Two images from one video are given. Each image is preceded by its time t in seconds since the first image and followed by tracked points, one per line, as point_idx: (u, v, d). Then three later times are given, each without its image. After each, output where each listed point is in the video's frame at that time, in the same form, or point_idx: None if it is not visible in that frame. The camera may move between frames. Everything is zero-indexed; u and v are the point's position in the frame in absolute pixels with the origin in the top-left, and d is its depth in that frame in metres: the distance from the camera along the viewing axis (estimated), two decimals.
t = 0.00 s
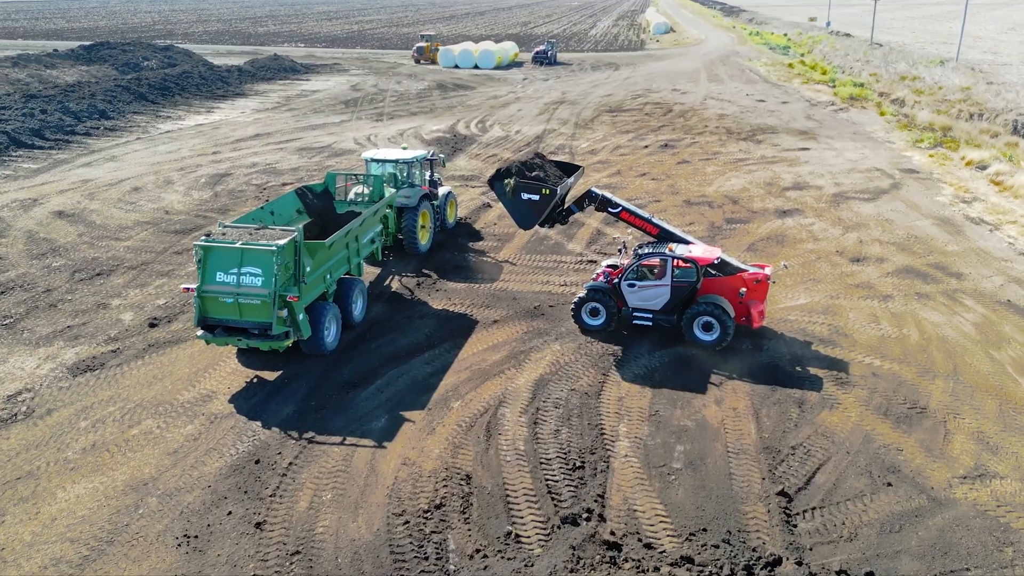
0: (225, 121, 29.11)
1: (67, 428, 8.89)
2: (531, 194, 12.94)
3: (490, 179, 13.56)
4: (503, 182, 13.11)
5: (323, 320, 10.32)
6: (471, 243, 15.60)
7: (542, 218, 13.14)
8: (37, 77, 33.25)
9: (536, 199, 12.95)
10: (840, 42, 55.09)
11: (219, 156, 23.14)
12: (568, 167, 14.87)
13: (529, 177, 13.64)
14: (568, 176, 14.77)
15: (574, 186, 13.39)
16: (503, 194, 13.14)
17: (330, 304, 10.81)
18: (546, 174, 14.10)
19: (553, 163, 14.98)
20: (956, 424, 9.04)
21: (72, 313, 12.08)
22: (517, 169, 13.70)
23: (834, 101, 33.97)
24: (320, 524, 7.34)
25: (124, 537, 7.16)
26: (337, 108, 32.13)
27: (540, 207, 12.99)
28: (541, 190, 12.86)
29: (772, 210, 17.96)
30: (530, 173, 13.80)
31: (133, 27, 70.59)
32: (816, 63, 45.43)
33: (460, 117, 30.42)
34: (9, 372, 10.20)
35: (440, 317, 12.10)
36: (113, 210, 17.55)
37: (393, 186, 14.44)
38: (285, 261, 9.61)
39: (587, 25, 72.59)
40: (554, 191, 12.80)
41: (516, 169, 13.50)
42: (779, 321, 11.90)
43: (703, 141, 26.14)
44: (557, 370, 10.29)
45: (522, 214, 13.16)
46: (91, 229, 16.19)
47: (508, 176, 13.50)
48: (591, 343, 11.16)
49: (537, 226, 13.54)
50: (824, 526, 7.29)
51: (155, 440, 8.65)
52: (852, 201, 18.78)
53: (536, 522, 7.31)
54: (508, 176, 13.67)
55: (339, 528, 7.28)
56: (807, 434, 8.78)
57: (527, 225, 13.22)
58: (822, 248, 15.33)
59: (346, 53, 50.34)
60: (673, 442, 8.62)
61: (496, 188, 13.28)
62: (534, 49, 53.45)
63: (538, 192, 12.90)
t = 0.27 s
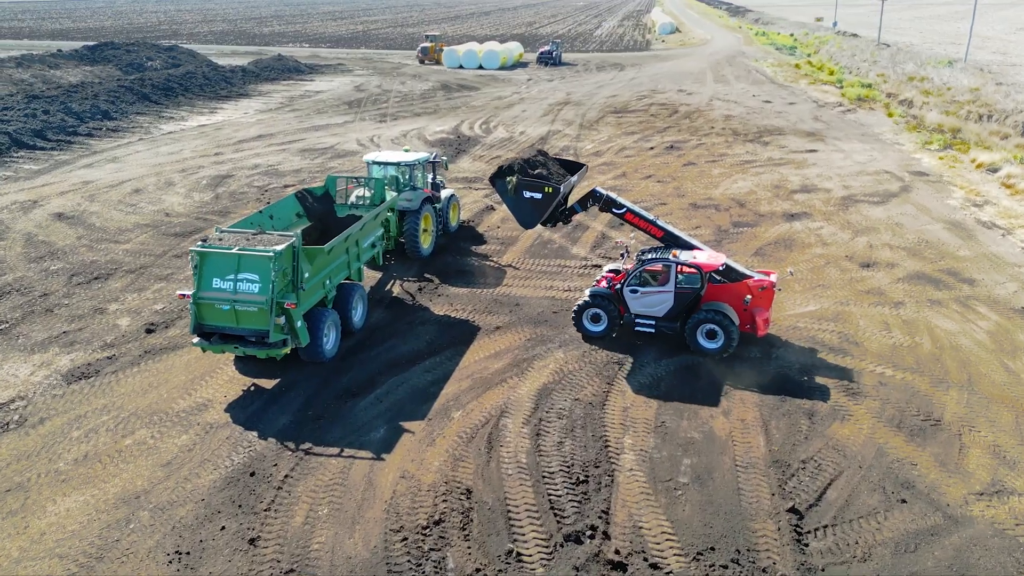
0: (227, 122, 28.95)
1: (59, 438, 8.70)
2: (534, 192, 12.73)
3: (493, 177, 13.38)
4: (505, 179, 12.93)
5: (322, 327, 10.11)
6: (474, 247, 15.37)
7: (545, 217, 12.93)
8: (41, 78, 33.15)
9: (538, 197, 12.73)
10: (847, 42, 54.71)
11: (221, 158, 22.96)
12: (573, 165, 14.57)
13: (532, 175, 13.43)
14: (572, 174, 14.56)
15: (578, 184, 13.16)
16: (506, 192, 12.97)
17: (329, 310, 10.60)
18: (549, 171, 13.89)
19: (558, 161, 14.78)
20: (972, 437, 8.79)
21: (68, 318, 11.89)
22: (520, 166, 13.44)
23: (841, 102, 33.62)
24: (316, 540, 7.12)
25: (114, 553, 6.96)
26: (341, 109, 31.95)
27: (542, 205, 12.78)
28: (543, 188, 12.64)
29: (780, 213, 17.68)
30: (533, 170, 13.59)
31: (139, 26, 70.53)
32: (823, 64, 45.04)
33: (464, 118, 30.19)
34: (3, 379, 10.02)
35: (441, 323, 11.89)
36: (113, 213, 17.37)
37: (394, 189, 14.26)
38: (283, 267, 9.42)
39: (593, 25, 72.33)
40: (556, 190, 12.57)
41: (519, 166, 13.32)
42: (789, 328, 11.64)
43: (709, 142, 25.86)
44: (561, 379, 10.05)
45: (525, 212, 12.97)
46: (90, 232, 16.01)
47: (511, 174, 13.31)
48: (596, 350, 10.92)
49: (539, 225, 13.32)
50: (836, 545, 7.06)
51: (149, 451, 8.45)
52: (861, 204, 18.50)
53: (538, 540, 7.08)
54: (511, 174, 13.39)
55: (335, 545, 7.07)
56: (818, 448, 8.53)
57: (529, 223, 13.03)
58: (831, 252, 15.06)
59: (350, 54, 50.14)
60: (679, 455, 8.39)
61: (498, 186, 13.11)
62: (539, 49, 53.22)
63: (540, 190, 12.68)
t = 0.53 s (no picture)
0: (231, 122, 28.80)
1: (51, 448, 8.52)
2: (534, 193, 12.46)
3: (493, 177, 13.13)
4: (505, 180, 12.66)
5: (321, 334, 9.90)
6: (477, 250, 15.16)
7: (545, 218, 12.64)
8: (45, 78, 33.08)
9: (538, 198, 12.45)
10: (855, 43, 54.29)
11: (223, 159, 22.82)
12: (574, 165, 14.44)
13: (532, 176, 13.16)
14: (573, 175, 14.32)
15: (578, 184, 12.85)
16: (506, 193, 12.71)
17: (328, 316, 10.40)
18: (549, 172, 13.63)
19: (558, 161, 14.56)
20: (988, 451, 8.53)
21: (65, 323, 11.73)
22: (519, 167, 13.35)
23: (849, 103, 33.28)
24: (311, 558, 6.91)
25: (103, 570, 6.76)
26: (344, 109, 31.77)
27: (542, 207, 12.51)
28: (544, 189, 12.35)
29: (788, 217, 17.41)
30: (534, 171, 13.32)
31: (144, 26, 70.57)
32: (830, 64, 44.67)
33: (468, 120, 29.97)
34: None
35: (443, 329, 11.68)
36: (113, 215, 17.20)
37: (396, 192, 14.06)
38: (281, 274, 9.20)
39: (598, 26, 72.06)
40: (557, 190, 12.27)
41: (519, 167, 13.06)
42: (798, 336, 11.38)
43: (716, 144, 25.58)
44: (565, 388, 9.82)
45: (525, 213, 12.70)
46: (90, 235, 15.86)
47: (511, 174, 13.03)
48: (601, 358, 10.68)
49: (540, 226, 13.02)
50: (849, 566, 6.81)
51: (142, 462, 8.25)
52: (871, 207, 18.20)
53: (540, 558, 6.86)
54: (511, 174, 13.30)
55: (331, 562, 6.86)
56: (830, 461, 8.29)
57: (530, 225, 12.75)
58: (840, 257, 14.78)
59: (354, 54, 49.97)
60: (686, 469, 8.14)
61: (498, 187, 12.84)
62: (544, 49, 52.92)
63: (540, 191, 12.40)
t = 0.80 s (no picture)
0: (234, 123, 28.66)
1: (43, 459, 8.34)
2: (531, 196, 12.23)
3: (489, 181, 12.91)
4: (501, 184, 12.38)
5: (320, 341, 9.68)
6: (480, 254, 14.94)
7: (543, 222, 12.43)
8: (49, 79, 33.04)
9: (536, 202, 12.23)
10: (862, 43, 53.93)
11: (226, 160, 22.66)
12: (571, 167, 14.41)
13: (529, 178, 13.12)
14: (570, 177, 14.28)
15: (576, 186, 12.67)
16: (502, 197, 12.44)
17: (328, 322, 10.19)
18: (546, 175, 13.60)
19: (554, 163, 14.59)
20: (1006, 465, 8.26)
21: (61, 328, 11.55)
22: (516, 169, 13.27)
23: (858, 104, 32.95)
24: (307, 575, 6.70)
25: None
26: (348, 110, 31.60)
27: (540, 210, 12.29)
28: (541, 192, 12.11)
29: (797, 220, 17.13)
30: (530, 174, 13.23)
31: (150, 26, 70.64)
32: (838, 64, 44.27)
33: (472, 120, 29.77)
34: None
35: (445, 336, 11.46)
36: (113, 217, 17.06)
37: (399, 195, 13.71)
38: (279, 280, 9.01)
39: (604, 26, 71.82)
40: (555, 194, 12.03)
41: (514, 170, 13.07)
42: (808, 344, 11.12)
43: (722, 145, 25.30)
44: (569, 398, 9.58)
45: (522, 217, 12.50)
46: (89, 237, 15.70)
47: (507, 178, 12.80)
48: (605, 366, 10.45)
49: (538, 230, 12.81)
50: None
51: (136, 474, 8.06)
52: (881, 211, 17.91)
53: None
54: (507, 177, 13.18)
55: None
56: (842, 476, 8.04)
57: (527, 229, 12.56)
58: (850, 262, 14.51)
59: (359, 55, 49.82)
60: (693, 483, 7.91)
61: (494, 191, 12.60)
62: (549, 50, 52.69)
63: (538, 194, 12.16)
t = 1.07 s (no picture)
0: (238, 124, 28.49)
1: (34, 471, 8.13)
2: (527, 200, 12.00)
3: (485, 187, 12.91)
4: (497, 188, 12.20)
5: (319, 349, 9.46)
6: (484, 258, 14.70)
7: (540, 226, 12.21)
8: (54, 79, 32.94)
9: (532, 205, 11.99)
10: (871, 43, 53.46)
11: (229, 161, 22.49)
12: (568, 169, 14.40)
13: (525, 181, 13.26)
14: (569, 179, 14.30)
15: (572, 189, 12.41)
16: (498, 201, 12.25)
17: (327, 330, 9.97)
18: (544, 178, 13.70)
19: (552, 166, 14.60)
20: None
21: (57, 334, 11.36)
22: (512, 172, 13.52)
23: (867, 105, 32.58)
24: None
25: None
26: (353, 111, 31.41)
27: (536, 214, 12.06)
28: (538, 196, 11.90)
29: (807, 224, 16.83)
30: (526, 178, 13.39)
31: (157, 26, 70.70)
32: (847, 65, 43.85)
33: (478, 121, 29.55)
34: None
35: (447, 343, 11.23)
36: (114, 219, 16.90)
37: (401, 199, 13.50)
38: (276, 287, 8.78)
39: (610, 26, 71.50)
40: (552, 198, 11.81)
41: (509, 174, 13.35)
42: (821, 353, 10.82)
43: (730, 147, 24.98)
44: (574, 409, 9.33)
45: (519, 220, 12.23)
46: (89, 240, 15.52)
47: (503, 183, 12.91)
48: (610, 376, 10.18)
49: (535, 234, 12.57)
50: None
51: (128, 488, 7.85)
52: (892, 214, 17.59)
53: None
54: (502, 181, 13.47)
55: None
56: (857, 493, 7.76)
57: (524, 234, 12.32)
58: (862, 268, 14.20)
59: (365, 55, 49.63)
60: (703, 501, 7.64)
61: (490, 195, 12.40)
62: (555, 50, 52.38)
63: (534, 198, 11.95)
